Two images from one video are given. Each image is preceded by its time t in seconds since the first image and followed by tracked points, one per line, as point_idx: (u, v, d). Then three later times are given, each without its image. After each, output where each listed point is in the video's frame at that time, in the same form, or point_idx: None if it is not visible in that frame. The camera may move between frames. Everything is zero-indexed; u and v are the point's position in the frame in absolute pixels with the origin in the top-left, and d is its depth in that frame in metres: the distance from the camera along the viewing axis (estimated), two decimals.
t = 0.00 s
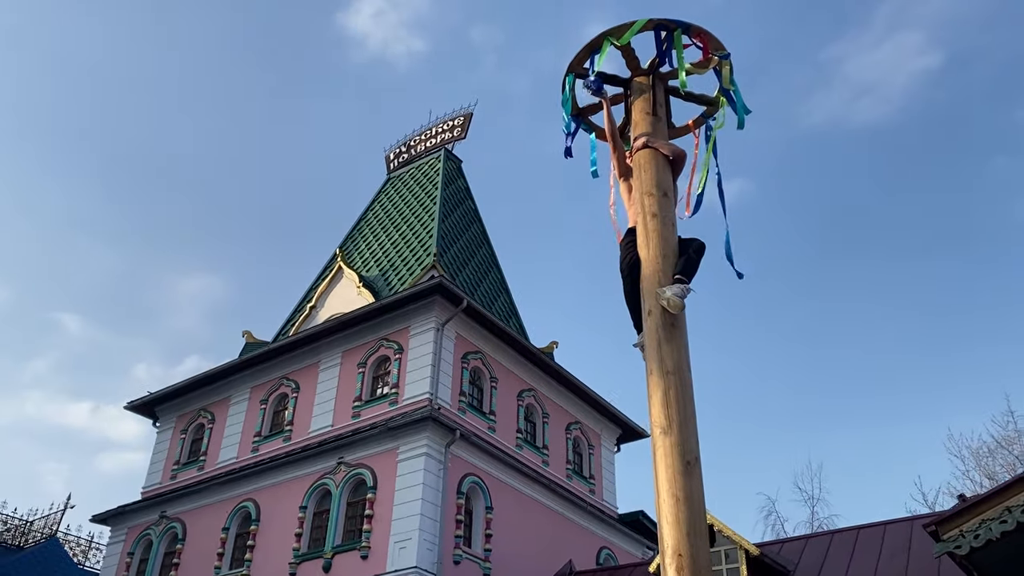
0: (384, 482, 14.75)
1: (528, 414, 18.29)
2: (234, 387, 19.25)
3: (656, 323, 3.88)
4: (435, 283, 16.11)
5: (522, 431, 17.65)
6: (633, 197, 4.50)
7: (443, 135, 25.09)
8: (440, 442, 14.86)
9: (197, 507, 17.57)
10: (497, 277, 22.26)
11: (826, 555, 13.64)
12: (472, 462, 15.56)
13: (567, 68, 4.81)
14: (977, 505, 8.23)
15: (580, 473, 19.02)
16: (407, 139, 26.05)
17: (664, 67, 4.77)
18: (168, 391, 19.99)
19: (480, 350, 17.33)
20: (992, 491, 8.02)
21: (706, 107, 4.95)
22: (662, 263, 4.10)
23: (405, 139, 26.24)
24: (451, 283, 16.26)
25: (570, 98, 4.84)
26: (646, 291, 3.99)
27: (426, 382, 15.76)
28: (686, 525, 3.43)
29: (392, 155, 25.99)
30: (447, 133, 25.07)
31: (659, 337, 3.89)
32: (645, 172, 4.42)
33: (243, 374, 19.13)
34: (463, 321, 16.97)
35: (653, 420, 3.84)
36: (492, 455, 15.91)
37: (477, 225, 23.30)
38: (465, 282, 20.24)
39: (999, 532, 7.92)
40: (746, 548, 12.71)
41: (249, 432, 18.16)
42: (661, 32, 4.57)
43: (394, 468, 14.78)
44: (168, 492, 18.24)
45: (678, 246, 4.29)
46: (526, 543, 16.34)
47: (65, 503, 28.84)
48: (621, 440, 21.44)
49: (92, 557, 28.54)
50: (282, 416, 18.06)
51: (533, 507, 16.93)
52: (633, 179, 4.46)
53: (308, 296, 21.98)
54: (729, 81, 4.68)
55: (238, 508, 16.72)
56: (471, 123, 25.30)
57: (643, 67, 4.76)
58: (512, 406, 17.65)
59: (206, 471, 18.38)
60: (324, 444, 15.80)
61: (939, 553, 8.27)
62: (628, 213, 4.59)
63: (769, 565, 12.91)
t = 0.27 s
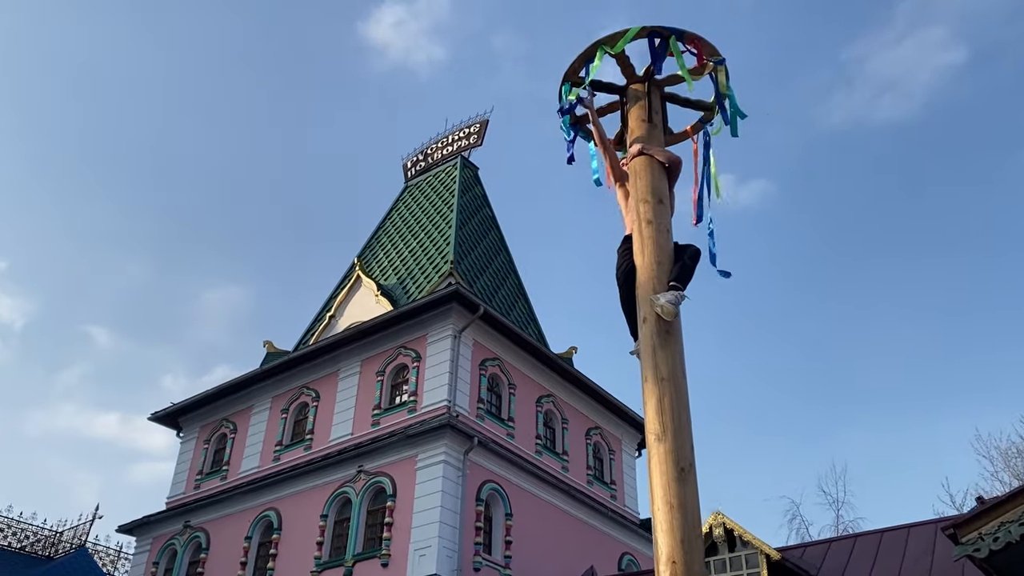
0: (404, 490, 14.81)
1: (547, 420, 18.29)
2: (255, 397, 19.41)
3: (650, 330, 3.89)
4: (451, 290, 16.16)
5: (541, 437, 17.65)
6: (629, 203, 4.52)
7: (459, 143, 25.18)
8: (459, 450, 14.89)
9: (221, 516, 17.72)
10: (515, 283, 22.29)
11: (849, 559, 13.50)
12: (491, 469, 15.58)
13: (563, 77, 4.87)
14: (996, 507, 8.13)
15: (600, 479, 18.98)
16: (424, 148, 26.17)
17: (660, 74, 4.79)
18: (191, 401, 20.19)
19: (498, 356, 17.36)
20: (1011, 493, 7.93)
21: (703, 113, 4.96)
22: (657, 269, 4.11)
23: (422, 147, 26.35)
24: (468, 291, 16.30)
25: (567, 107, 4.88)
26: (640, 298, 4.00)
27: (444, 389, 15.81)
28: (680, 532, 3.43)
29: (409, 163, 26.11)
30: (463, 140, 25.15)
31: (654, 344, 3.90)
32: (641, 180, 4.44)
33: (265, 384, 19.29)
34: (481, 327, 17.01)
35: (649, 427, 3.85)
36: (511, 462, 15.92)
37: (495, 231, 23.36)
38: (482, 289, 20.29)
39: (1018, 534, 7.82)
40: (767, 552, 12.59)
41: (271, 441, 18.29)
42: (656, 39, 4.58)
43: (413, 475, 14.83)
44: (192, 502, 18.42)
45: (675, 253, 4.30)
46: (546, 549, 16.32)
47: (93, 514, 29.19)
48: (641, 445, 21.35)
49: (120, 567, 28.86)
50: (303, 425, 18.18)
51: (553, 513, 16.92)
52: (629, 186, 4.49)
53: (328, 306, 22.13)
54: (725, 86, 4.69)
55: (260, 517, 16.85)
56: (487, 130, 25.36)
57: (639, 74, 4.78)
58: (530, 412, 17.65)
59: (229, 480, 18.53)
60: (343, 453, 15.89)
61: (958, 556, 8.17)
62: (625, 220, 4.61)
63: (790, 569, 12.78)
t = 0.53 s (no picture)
0: (422, 495, 14.85)
1: (565, 424, 18.27)
2: (275, 405, 19.55)
3: (648, 331, 3.88)
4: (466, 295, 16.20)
5: (559, 441, 17.63)
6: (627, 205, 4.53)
7: (475, 149, 25.25)
8: (476, 455, 14.91)
9: (243, 523, 17.85)
10: (532, 288, 22.31)
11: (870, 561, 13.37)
12: (509, 474, 15.59)
13: (561, 80, 4.91)
14: (1014, 506, 8.04)
15: (620, 482, 18.92)
16: (440, 154, 26.26)
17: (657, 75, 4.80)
18: (212, 409, 20.36)
19: (514, 361, 17.38)
20: None
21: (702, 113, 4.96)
22: (654, 271, 4.10)
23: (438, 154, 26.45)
24: (483, 296, 16.34)
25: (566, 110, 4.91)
26: (638, 300, 4.00)
27: (461, 394, 15.84)
28: (677, 533, 3.43)
29: (425, 170, 26.21)
30: (478, 146, 25.21)
31: (651, 345, 3.89)
32: (638, 181, 4.45)
33: (284, 391, 19.43)
34: (497, 332, 17.02)
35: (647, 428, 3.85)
36: (529, 467, 15.92)
37: (511, 236, 23.39)
38: (499, 294, 20.33)
39: None
40: (786, 555, 12.50)
41: (291, 448, 18.41)
42: (651, 41, 4.60)
43: (431, 481, 14.86)
44: (214, 510, 18.56)
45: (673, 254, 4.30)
46: (566, 553, 16.29)
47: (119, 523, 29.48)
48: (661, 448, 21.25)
49: None
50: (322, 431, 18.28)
51: (573, 517, 16.88)
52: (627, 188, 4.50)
53: (346, 313, 22.25)
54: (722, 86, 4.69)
55: (281, 524, 16.95)
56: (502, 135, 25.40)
57: (637, 76, 4.79)
58: (548, 417, 17.64)
59: (250, 488, 18.67)
60: (362, 459, 15.96)
61: (977, 557, 8.07)
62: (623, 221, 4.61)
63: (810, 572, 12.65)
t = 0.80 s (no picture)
0: (439, 498, 14.86)
1: (583, 425, 18.23)
2: (294, 410, 19.65)
3: (645, 325, 3.86)
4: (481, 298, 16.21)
5: (577, 443, 17.58)
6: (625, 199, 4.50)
7: (489, 152, 25.28)
8: (492, 457, 14.91)
9: (263, 528, 17.95)
10: (548, 290, 22.30)
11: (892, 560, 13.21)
12: (526, 476, 15.57)
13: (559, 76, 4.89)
14: None
15: (639, 483, 18.84)
16: (455, 158, 26.32)
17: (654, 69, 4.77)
18: (232, 416, 20.50)
19: (530, 363, 17.36)
20: None
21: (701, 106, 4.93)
22: (651, 265, 4.08)
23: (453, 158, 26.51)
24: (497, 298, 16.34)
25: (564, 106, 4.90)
26: (635, 294, 3.97)
27: (477, 397, 15.84)
28: (674, 527, 3.41)
29: (440, 174, 26.28)
30: (493, 149, 25.24)
31: (648, 339, 3.87)
32: (636, 174, 4.42)
33: (303, 396, 19.52)
34: (512, 334, 17.01)
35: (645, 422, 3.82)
36: (546, 469, 15.88)
37: (527, 238, 23.40)
38: (515, 296, 20.33)
39: None
40: (805, 554, 12.39)
41: (310, 453, 18.49)
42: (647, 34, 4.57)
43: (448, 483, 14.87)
44: (234, 515, 18.67)
45: (671, 248, 4.27)
46: (585, 555, 16.23)
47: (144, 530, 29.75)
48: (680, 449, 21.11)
49: None
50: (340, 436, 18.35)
51: (591, 519, 16.83)
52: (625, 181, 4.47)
53: (364, 318, 22.34)
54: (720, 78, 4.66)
55: (301, 529, 17.02)
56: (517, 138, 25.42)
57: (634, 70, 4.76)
58: (565, 418, 17.59)
59: (270, 493, 18.77)
60: (379, 463, 16.00)
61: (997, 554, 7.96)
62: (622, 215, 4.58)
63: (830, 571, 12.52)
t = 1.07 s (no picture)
0: (457, 501, 14.84)
1: (601, 426, 18.14)
2: (313, 415, 19.72)
3: (642, 322, 3.81)
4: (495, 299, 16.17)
5: (595, 444, 17.50)
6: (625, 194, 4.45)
7: (504, 154, 25.27)
8: (509, 459, 14.86)
9: (283, 533, 18.01)
10: (564, 291, 22.24)
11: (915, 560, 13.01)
12: (544, 478, 15.51)
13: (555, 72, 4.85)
14: None
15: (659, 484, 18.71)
16: (471, 161, 26.33)
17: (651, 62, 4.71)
18: (252, 421, 20.60)
19: (547, 364, 17.31)
20: None
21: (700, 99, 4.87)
22: (649, 260, 4.03)
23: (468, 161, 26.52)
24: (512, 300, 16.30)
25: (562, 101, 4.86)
26: (633, 290, 3.92)
27: (494, 399, 15.81)
28: (672, 524, 3.36)
29: (456, 177, 26.30)
30: (508, 151, 25.23)
31: (647, 336, 3.82)
32: (635, 169, 4.37)
33: (321, 401, 19.59)
34: (528, 336, 16.97)
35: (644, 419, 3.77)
36: (564, 470, 15.82)
37: (542, 240, 23.35)
38: (531, 298, 20.30)
39: None
40: (827, 554, 12.23)
41: (329, 457, 18.54)
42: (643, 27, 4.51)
43: (465, 486, 14.85)
44: (255, 520, 18.75)
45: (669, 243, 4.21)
46: (605, 557, 16.15)
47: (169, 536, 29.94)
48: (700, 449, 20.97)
49: None
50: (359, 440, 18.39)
51: (610, 520, 16.74)
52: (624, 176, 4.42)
53: (381, 321, 22.39)
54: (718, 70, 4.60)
55: (321, 533, 17.06)
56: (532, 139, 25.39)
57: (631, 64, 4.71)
58: (583, 420, 17.52)
59: (290, 498, 18.83)
60: (397, 466, 16.00)
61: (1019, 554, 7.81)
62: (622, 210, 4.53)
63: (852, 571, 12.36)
